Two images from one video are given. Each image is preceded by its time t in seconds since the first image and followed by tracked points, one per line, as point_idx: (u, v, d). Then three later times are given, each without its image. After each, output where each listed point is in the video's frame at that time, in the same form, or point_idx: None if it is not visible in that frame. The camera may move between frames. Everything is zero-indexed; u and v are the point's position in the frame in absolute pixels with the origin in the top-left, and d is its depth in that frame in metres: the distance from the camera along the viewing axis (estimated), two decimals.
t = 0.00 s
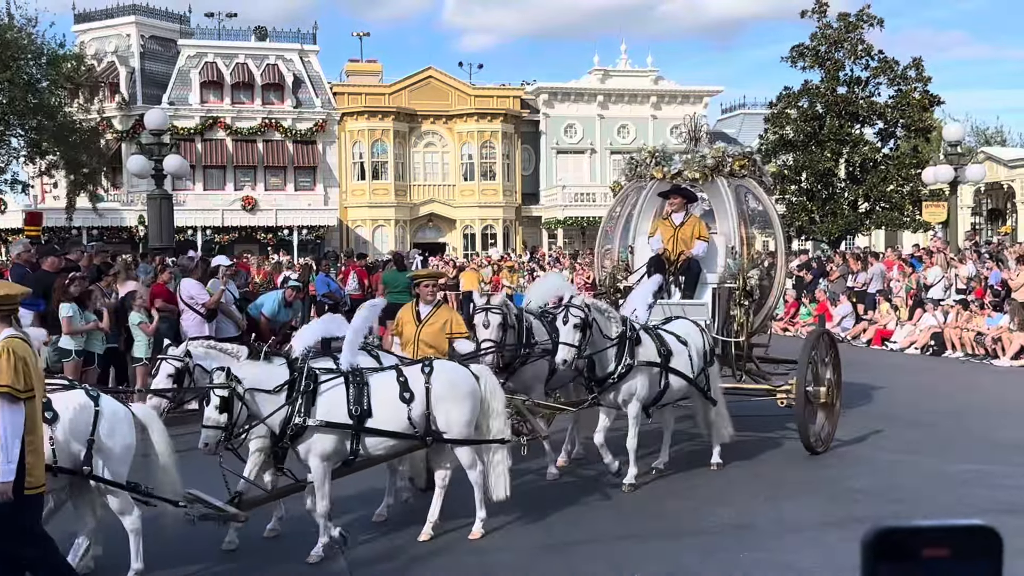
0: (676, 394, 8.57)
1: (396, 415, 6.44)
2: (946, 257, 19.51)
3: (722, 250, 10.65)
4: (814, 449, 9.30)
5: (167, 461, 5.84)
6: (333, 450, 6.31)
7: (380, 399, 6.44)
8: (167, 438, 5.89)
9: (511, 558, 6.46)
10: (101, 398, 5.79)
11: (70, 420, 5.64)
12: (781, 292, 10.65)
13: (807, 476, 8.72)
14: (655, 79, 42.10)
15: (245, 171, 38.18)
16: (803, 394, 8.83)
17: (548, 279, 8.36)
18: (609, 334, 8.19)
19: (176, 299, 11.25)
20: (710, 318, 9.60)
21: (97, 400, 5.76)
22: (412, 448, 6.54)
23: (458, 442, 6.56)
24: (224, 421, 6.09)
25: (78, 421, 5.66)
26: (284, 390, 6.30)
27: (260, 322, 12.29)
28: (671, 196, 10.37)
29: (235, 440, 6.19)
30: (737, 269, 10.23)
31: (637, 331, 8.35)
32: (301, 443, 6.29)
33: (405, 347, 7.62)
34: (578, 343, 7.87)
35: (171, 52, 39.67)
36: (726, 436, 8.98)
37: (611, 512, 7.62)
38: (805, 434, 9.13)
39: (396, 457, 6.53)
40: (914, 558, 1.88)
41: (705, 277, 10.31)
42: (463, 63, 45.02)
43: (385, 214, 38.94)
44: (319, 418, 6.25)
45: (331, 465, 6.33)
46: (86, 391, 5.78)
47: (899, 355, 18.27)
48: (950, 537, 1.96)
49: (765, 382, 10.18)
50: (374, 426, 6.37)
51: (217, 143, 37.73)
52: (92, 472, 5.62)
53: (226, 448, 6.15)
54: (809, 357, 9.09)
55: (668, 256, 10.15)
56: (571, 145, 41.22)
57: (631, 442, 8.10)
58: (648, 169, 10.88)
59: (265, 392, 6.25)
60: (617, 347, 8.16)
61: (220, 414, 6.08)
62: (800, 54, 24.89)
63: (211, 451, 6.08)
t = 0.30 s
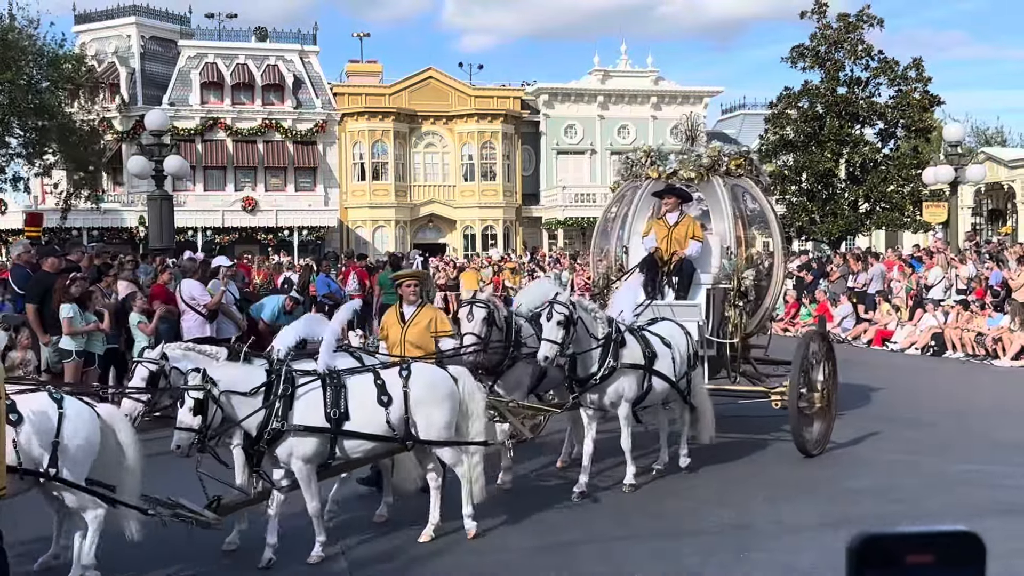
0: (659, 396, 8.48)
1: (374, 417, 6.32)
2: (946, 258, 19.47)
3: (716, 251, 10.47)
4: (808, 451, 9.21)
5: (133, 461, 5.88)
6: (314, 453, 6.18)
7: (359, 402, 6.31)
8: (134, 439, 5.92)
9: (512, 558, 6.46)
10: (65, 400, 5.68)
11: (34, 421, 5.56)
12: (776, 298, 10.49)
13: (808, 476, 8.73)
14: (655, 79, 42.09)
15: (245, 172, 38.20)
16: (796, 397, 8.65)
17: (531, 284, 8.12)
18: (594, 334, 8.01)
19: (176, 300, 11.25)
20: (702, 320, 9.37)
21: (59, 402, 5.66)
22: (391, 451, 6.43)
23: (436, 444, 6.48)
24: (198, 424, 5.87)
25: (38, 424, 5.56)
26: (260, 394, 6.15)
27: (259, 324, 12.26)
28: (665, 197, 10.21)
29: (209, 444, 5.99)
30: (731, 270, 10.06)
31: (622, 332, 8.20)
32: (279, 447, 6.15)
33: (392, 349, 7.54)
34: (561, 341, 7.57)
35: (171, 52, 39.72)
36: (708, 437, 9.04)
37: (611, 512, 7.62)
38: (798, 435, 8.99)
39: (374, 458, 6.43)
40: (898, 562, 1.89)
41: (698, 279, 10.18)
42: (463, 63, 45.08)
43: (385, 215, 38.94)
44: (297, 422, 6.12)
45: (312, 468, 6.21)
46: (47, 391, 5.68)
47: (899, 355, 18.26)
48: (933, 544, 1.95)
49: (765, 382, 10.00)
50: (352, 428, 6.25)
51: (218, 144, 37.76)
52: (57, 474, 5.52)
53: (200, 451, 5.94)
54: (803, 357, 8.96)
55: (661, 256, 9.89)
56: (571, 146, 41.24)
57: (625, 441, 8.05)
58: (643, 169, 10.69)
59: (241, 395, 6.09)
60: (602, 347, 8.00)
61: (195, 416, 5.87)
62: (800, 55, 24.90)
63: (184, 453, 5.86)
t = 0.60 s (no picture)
0: (644, 398, 8.34)
1: (354, 419, 6.22)
2: (948, 259, 19.44)
3: (712, 250, 10.09)
4: (805, 454, 9.13)
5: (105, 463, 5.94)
6: (295, 456, 6.04)
7: (339, 405, 6.21)
8: (105, 442, 5.98)
9: (511, 559, 6.46)
10: (36, 401, 5.67)
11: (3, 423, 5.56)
12: (773, 299, 10.34)
13: (809, 476, 8.73)
14: (657, 80, 42.05)
15: (247, 173, 38.25)
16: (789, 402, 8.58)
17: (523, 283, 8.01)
18: (575, 338, 7.91)
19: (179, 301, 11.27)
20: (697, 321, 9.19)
21: (29, 404, 5.66)
22: (370, 454, 6.31)
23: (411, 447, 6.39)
24: (175, 425, 5.72)
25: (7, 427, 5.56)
26: (239, 397, 6.02)
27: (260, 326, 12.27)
28: (659, 198, 9.94)
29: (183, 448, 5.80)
30: (727, 269, 9.66)
31: (604, 335, 8.08)
32: (256, 450, 5.99)
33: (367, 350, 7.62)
34: (542, 348, 7.46)
35: (173, 53, 39.77)
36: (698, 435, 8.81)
37: (611, 512, 7.61)
38: (794, 439, 8.85)
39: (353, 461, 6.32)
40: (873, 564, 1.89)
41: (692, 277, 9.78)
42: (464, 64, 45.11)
43: (387, 215, 38.94)
44: (276, 426, 5.99)
45: (293, 474, 6.05)
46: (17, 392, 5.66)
47: (901, 355, 18.25)
48: (910, 548, 1.99)
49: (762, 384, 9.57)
50: (333, 431, 6.15)
51: (220, 144, 37.78)
52: (24, 477, 5.51)
53: (178, 453, 5.79)
54: (797, 359, 8.85)
55: (656, 257, 9.66)
56: (573, 146, 41.25)
57: (605, 444, 7.91)
58: (639, 168, 10.59)
59: (219, 397, 5.97)
60: (584, 352, 7.89)
61: (171, 416, 5.73)
62: (802, 55, 24.90)
63: (160, 456, 5.69)
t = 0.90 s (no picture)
0: (632, 406, 8.08)
1: (332, 423, 6.13)
2: (952, 260, 19.35)
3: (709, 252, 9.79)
4: (800, 458, 8.98)
5: (79, 467, 5.68)
6: (267, 459, 5.95)
7: (317, 407, 6.14)
8: (79, 446, 5.72)
9: (513, 560, 6.45)
10: None
11: None
12: (774, 300, 10.27)
13: (813, 477, 8.71)
14: (660, 80, 42.04)
15: (251, 173, 38.27)
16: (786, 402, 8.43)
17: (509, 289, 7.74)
18: (558, 340, 7.75)
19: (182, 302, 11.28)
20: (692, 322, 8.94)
21: None
22: (350, 458, 6.22)
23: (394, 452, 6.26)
24: (148, 431, 5.74)
25: None
26: (214, 399, 5.99)
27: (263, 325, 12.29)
28: (655, 198, 9.62)
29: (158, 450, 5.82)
30: (723, 270, 9.62)
31: (593, 339, 7.90)
32: (231, 452, 5.92)
33: (361, 351, 7.61)
34: (522, 349, 7.39)
35: (177, 54, 39.83)
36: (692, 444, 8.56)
37: (613, 514, 7.59)
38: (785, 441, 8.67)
39: (332, 465, 6.23)
40: (848, 567, 2.03)
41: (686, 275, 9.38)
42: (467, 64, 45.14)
43: (391, 216, 38.96)
44: (251, 429, 5.92)
45: (265, 477, 5.96)
46: None
47: (904, 356, 18.22)
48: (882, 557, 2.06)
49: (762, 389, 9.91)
50: (311, 435, 6.06)
51: (223, 145, 37.80)
52: None
53: (150, 457, 5.80)
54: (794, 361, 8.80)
55: (652, 262, 9.34)
56: (576, 147, 41.25)
57: (564, 451, 7.43)
58: (637, 169, 10.50)
59: (194, 400, 5.94)
60: (567, 354, 7.71)
61: (144, 422, 5.75)
62: (805, 56, 24.88)
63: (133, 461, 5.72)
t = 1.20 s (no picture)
0: (624, 410, 8.04)
1: (312, 425, 6.07)
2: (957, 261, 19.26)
3: (706, 253, 9.60)
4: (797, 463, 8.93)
5: (45, 473, 5.48)
6: (245, 462, 5.87)
7: (297, 411, 6.07)
8: (48, 450, 5.51)
9: (518, 561, 6.44)
10: None
11: None
12: (774, 302, 9.90)
13: (818, 479, 8.71)
14: (664, 82, 42.08)
15: (256, 175, 38.32)
16: (777, 409, 8.50)
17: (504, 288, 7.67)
18: (545, 346, 7.65)
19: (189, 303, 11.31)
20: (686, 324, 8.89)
21: None
22: (330, 464, 6.16)
23: (381, 458, 6.25)
24: (124, 431, 5.58)
25: None
26: (192, 400, 5.86)
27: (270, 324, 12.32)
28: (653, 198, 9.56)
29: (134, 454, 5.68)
30: (719, 273, 9.39)
31: (581, 344, 7.84)
32: (209, 455, 5.79)
33: (359, 353, 7.61)
34: (509, 359, 7.21)
35: (182, 56, 39.92)
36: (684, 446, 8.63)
37: (617, 515, 7.59)
38: (780, 444, 8.61)
39: (313, 470, 6.16)
40: None
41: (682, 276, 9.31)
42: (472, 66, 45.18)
43: (396, 217, 39.00)
44: (229, 431, 5.81)
45: (244, 480, 5.90)
46: None
47: (910, 358, 18.19)
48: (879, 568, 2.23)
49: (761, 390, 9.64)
50: (291, 439, 5.99)
51: (228, 146, 37.84)
52: None
53: (127, 460, 5.66)
54: (787, 363, 8.72)
55: (647, 263, 9.30)
56: (581, 149, 41.27)
57: (552, 459, 7.46)
58: (634, 169, 10.26)
59: (171, 401, 5.81)
60: (553, 359, 7.64)
61: (120, 423, 5.59)
62: (810, 57, 24.86)
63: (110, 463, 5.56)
